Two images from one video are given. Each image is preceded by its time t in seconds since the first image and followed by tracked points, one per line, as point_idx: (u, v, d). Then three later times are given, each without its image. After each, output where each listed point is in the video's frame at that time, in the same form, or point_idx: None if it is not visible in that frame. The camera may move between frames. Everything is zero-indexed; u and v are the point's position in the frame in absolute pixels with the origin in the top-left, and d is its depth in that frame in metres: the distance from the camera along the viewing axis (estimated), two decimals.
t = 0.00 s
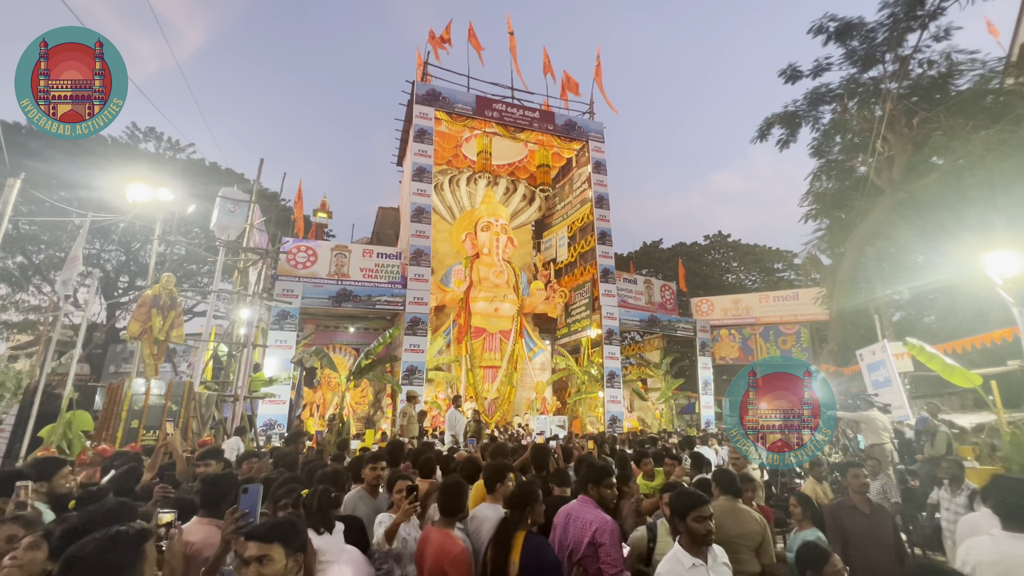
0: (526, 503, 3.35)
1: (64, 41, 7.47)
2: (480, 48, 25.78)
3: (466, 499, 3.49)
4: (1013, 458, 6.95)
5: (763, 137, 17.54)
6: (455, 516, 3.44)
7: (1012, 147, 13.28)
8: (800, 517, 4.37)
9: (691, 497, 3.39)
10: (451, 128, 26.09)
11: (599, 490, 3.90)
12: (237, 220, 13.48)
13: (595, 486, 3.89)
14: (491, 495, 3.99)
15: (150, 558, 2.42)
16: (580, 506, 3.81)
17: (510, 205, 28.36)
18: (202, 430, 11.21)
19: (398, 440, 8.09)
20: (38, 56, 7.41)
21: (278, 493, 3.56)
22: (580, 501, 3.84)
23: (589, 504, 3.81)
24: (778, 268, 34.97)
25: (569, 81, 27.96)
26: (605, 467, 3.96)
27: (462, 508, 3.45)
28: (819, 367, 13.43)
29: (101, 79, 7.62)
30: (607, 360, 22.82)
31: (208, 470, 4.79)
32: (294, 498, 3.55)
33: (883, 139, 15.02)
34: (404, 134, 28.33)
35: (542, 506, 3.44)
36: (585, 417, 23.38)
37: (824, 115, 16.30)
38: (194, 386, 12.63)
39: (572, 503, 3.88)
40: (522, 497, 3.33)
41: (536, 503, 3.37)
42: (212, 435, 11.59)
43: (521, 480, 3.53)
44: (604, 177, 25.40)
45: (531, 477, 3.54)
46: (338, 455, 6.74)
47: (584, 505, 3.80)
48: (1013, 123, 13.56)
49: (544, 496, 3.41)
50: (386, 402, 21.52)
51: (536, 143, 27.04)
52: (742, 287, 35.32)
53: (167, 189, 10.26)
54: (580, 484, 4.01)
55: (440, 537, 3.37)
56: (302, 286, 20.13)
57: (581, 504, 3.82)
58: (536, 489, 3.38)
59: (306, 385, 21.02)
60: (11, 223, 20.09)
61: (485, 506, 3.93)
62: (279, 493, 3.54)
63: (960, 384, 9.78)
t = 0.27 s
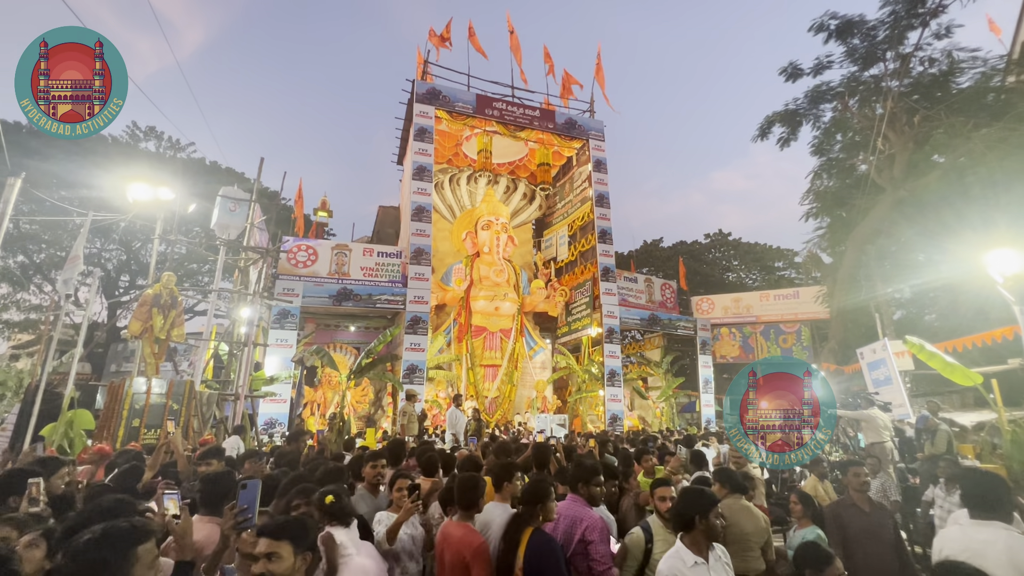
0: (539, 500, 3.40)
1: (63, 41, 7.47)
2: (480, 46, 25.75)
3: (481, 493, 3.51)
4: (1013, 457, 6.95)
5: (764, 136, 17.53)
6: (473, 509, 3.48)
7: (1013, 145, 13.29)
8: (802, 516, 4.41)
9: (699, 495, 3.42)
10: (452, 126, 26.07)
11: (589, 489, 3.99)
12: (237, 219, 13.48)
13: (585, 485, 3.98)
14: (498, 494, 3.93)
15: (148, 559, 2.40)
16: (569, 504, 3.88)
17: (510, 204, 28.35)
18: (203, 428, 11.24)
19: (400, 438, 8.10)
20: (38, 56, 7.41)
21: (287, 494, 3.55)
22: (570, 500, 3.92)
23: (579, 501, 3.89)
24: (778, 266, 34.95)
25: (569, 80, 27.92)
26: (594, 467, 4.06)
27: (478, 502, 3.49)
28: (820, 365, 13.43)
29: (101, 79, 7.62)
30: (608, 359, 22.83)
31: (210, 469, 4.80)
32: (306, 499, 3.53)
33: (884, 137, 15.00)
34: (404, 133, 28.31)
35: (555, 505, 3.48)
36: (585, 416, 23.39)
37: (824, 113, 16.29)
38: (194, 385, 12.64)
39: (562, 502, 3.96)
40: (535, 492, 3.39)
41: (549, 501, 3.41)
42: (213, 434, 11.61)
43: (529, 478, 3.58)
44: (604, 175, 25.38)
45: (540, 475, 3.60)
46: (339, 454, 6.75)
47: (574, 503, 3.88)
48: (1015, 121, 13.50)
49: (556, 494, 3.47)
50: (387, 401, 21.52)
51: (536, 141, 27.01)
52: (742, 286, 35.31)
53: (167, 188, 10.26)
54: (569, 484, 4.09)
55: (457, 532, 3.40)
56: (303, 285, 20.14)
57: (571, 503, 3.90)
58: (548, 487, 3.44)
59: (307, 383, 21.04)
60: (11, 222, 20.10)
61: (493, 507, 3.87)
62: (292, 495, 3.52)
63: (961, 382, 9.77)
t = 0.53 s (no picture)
0: (545, 497, 3.41)
1: (64, 41, 7.48)
2: (481, 45, 25.74)
3: (496, 491, 3.53)
4: (1016, 456, 6.92)
5: (765, 134, 17.50)
6: (489, 504, 3.48)
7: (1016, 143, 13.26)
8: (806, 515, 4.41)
9: (709, 497, 3.27)
10: (453, 125, 26.07)
11: (588, 487, 4.01)
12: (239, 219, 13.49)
13: (584, 483, 4.00)
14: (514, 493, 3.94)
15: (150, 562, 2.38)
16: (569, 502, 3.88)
17: (512, 203, 28.34)
18: (206, 427, 11.27)
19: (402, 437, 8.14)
20: (38, 56, 7.42)
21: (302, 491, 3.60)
22: (570, 497, 3.92)
23: (579, 499, 3.90)
24: (780, 265, 34.89)
25: (570, 78, 27.89)
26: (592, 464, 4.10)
27: (491, 499, 3.48)
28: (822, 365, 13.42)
29: (101, 79, 7.63)
30: (609, 358, 22.83)
31: (213, 467, 4.81)
32: (318, 498, 3.54)
33: (886, 135, 14.97)
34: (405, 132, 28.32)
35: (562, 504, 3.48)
36: (587, 415, 23.37)
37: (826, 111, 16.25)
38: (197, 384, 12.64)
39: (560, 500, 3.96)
40: (541, 489, 3.40)
41: (555, 498, 3.43)
42: (216, 434, 11.63)
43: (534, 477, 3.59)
44: (606, 174, 25.36)
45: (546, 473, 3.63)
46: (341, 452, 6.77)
47: (574, 500, 3.88)
48: (1018, 119, 13.46)
49: (563, 492, 3.48)
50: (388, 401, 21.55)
51: (538, 140, 26.97)
52: (744, 285, 35.27)
53: (169, 187, 10.27)
54: (567, 482, 4.11)
55: (472, 528, 3.40)
56: (305, 284, 20.17)
57: (573, 501, 3.89)
58: (555, 485, 3.45)
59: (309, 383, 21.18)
60: (14, 222, 20.17)
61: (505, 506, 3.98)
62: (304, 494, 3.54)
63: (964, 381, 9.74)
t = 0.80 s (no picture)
0: (548, 494, 3.41)
1: (64, 41, 7.48)
2: (481, 43, 25.70)
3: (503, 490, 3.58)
4: (1016, 454, 6.93)
5: (766, 132, 17.48)
6: (497, 503, 3.53)
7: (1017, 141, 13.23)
8: (809, 513, 4.39)
9: (713, 496, 3.17)
10: (453, 124, 26.06)
11: (596, 485, 4.02)
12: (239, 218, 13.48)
13: (591, 481, 4.01)
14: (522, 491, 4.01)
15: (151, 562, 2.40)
16: (575, 500, 3.92)
17: (512, 202, 28.32)
18: (207, 426, 11.29)
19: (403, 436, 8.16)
20: (38, 56, 7.42)
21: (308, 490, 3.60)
22: (575, 496, 3.94)
23: (585, 497, 3.92)
24: (781, 264, 34.87)
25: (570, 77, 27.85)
26: (596, 461, 4.12)
27: (499, 497, 3.55)
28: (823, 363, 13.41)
29: (101, 79, 7.63)
30: (610, 357, 22.84)
31: (214, 466, 4.82)
32: (325, 496, 3.55)
33: (887, 133, 14.96)
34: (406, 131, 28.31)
35: (565, 501, 3.50)
36: (588, 414, 23.36)
37: (827, 109, 16.23)
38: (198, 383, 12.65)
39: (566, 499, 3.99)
40: (544, 486, 3.40)
41: (558, 494, 3.43)
42: (217, 433, 11.64)
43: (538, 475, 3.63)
44: (606, 173, 25.33)
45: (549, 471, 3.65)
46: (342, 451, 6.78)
47: (580, 499, 3.91)
48: (1020, 116, 13.43)
49: (565, 489, 3.49)
50: (389, 399, 21.56)
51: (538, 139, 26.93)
52: (745, 283, 35.25)
53: (169, 186, 10.26)
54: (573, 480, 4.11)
55: (478, 524, 3.44)
56: (306, 283, 20.19)
57: (578, 499, 3.92)
58: (558, 482, 3.45)
59: (310, 382, 21.23)
60: (15, 221, 20.19)
61: (512, 504, 4.04)
62: (311, 492, 3.55)
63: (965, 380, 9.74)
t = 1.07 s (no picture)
0: (549, 493, 3.43)
1: (63, 41, 7.46)
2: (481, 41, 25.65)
3: (505, 488, 3.58)
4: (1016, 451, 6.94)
5: (766, 130, 17.47)
6: (498, 503, 3.54)
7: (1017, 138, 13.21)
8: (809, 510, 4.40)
9: (719, 495, 3.17)
10: (452, 123, 26.03)
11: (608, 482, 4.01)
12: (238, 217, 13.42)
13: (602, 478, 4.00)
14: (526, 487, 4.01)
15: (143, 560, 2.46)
16: (586, 496, 3.91)
17: (512, 200, 28.29)
18: (207, 425, 11.28)
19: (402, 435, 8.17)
20: (38, 56, 7.41)
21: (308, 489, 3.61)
22: (586, 492, 3.94)
23: (596, 494, 3.91)
24: (781, 262, 34.87)
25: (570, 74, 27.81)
26: (604, 456, 4.11)
27: (501, 496, 3.55)
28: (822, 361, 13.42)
29: (101, 79, 7.62)
30: (610, 355, 22.85)
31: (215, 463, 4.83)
32: (324, 494, 3.55)
33: (886, 131, 14.95)
34: (405, 129, 28.28)
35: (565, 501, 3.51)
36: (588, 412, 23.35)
37: (827, 107, 16.23)
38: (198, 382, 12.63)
39: (577, 495, 3.98)
40: (545, 485, 3.42)
41: (559, 493, 3.46)
42: (217, 431, 11.63)
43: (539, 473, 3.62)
44: (606, 171, 25.31)
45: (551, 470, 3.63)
46: (342, 450, 6.78)
47: (591, 495, 3.91)
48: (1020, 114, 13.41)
49: (566, 489, 3.51)
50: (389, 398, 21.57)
51: (537, 137, 26.90)
52: (745, 281, 35.26)
53: (168, 185, 10.23)
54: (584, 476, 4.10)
55: (478, 522, 3.45)
56: (305, 282, 20.19)
57: (588, 496, 3.91)
58: (559, 481, 3.48)
59: (310, 380, 21.29)
60: (14, 220, 20.17)
61: (513, 502, 4.05)
62: (311, 490, 3.56)
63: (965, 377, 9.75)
